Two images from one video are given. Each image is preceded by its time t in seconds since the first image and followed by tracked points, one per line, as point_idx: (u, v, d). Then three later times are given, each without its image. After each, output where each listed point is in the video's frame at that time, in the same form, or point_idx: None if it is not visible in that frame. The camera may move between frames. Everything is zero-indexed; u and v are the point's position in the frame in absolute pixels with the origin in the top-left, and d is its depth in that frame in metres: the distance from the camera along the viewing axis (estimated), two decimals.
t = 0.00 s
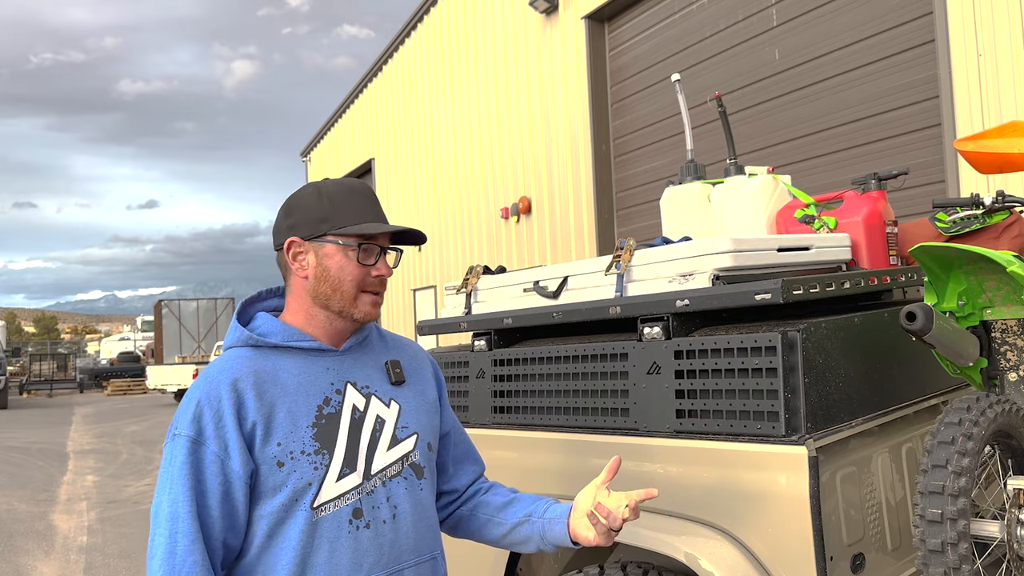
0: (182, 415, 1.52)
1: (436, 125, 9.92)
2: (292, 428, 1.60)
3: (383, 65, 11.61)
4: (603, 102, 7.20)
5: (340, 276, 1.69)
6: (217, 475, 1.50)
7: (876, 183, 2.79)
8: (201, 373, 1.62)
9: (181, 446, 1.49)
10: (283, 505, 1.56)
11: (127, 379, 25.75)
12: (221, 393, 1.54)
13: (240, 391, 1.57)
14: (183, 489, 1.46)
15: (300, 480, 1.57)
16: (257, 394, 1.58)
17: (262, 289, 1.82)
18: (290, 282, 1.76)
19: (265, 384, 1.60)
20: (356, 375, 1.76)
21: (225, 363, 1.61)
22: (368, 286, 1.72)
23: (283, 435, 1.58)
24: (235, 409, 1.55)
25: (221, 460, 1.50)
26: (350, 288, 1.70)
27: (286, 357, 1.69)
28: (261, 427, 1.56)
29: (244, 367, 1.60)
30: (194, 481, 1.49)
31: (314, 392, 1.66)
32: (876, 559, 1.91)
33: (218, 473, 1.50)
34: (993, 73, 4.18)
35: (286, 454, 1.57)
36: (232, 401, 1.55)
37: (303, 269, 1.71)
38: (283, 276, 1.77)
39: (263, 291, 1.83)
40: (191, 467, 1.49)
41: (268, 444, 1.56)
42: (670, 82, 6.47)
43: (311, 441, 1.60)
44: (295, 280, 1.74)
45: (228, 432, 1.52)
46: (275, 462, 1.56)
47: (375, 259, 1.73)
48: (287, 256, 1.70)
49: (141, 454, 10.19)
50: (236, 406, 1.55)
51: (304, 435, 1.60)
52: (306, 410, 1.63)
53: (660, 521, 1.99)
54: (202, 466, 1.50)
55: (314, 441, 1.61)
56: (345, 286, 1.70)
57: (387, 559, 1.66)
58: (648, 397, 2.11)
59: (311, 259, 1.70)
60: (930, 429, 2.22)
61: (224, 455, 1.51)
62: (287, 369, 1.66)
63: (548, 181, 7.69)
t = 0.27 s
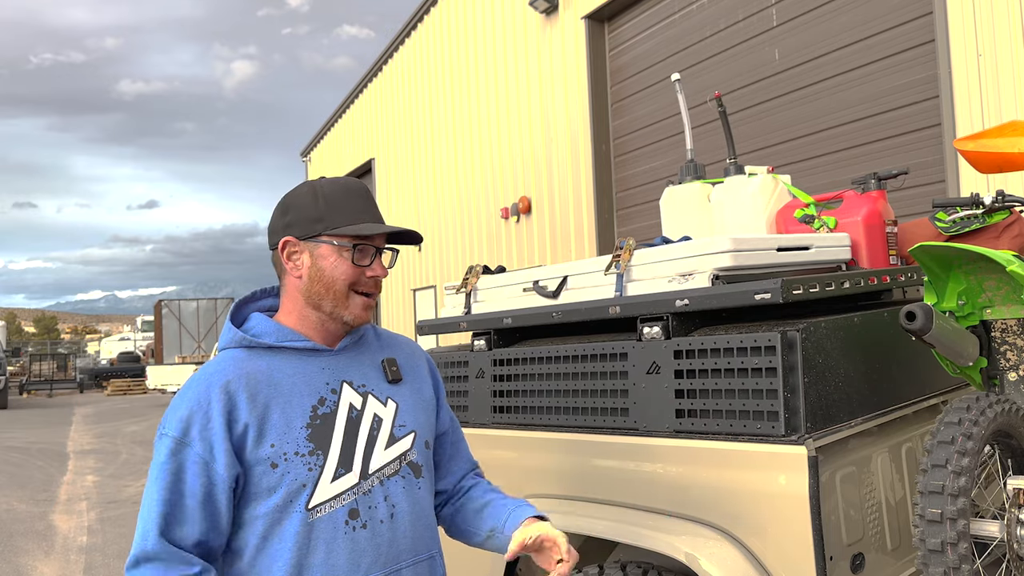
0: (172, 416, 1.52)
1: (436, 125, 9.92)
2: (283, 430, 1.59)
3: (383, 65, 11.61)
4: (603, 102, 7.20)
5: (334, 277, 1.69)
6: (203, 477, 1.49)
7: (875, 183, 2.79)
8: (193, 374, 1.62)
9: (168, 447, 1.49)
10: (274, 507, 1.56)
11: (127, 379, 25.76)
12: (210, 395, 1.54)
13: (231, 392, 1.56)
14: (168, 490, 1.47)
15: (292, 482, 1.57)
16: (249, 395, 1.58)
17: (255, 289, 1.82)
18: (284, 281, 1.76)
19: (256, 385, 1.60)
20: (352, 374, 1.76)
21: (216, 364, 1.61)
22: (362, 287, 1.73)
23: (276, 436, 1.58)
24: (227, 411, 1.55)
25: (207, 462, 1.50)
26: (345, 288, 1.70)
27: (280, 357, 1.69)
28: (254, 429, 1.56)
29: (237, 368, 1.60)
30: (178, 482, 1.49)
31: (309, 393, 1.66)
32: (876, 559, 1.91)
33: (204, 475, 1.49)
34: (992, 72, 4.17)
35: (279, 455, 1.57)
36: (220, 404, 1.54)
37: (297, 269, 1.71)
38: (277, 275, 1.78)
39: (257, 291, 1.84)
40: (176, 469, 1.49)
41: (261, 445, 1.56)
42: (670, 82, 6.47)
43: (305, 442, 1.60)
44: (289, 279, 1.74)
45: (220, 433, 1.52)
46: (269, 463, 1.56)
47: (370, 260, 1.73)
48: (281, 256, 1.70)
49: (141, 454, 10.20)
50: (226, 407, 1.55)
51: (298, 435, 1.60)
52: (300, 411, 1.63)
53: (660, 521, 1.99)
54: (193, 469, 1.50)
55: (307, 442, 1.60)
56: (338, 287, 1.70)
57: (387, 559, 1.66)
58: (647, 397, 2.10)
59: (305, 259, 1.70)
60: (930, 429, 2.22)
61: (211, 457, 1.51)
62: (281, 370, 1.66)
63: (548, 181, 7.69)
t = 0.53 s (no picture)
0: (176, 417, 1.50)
1: (436, 125, 9.92)
2: (287, 429, 1.60)
3: (383, 65, 11.61)
4: (603, 102, 7.20)
5: (331, 280, 1.69)
6: (216, 473, 1.48)
7: (876, 183, 2.79)
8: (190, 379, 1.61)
9: (178, 446, 1.47)
10: (280, 506, 1.56)
11: (127, 379, 25.76)
12: (215, 395, 1.54)
13: (234, 393, 1.56)
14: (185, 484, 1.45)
15: (296, 482, 1.57)
16: (251, 397, 1.58)
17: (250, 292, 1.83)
18: (281, 284, 1.77)
19: (258, 386, 1.61)
20: (349, 375, 1.76)
21: (216, 367, 1.60)
22: (359, 291, 1.72)
23: (279, 437, 1.58)
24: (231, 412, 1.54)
25: (220, 457, 1.49)
26: (341, 292, 1.70)
27: (277, 361, 1.69)
28: (258, 428, 1.56)
29: (238, 370, 1.60)
30: (193, 478, 1.46)
31: (309, 394, 1.67)
32: (876, 559, 1.92)
33: (217, 470, 1.48)
34: (993, 73, 4.18)
35: (282, 456, 1.57)
36: (227, 403, 1.54)
37: (294, 271, 1.71)
38: (275, 277, 1.78)
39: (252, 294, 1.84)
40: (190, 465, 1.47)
41: (264, 446, 1.56)
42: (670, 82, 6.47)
43: (307, 443, 1.60)
44: (287, 281, 1.74)
45: (225, 432, 1.51)
46: (272, 464, 1.56)
47: (368, 262, 1.72)
48: (279, 257, 1.70)
49: (141, 454, 10.20)
50: (231, 407, 1.55)
51: (299, 436, 1.60)
52: (301, 412, 1.63)
53: (660, 521, 1.99)
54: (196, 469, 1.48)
55: (309, 443, 1.61)
56: (335, 291, 1.70)
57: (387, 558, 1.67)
58: (647, 397, 2.11)
59: (302, 261, 1.70)
60: (930, 429, 2.22)
61: (223, 452, 1.50)
62: (279, 372, 1.67)
63: (548, 181, 7.70)
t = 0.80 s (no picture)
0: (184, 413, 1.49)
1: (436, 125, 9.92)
2: (290, 428, 1.60)
3: (383, 66, 11.62)
4: (603, 102, 7.20)
5: (324, 281, 1.69)
6: (227, 467, 1.46)
7: (877, 183, 2.79)
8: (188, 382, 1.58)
9: (187, 441, 1.45)
10: (285, 505, 1.56)
11: (127, 379, 25.78)
12: (220, 394, 1.53)
13: (238, 392, 1.55)
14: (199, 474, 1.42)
15: (301, 483, 1.57)
16: (256, 396, 1.57)
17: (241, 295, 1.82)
18: (274, 286, 1.76)
19: (259, 386, 1.60)
20: (347, 376, 1.77)
21: (215, 369, 1.59)
22: (353, 291, 1.72)
23: (283, 437, 1.58)
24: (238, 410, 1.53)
25: (230, 450, 1.48)
26: (335, 292, 1.70)
27: (276, 362, 1.69)
28: (264, 428, 1.56)
29: (239, 371, 1.60)
30: (207, 468, 1.44)
31: (309, 395, 1.67)
32: (877, 559, 1.92)
33: (228, 463, 1.47)
34: (993, 73, 4.18)
35: (287, 456, 1.57)
36: (232, 400, 1.53)
37: (286, 274, 1.71)
38: (268, 279, 1.78)
39: (244, 296, 1.84)
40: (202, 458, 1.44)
41: (270, 445, 1.56)
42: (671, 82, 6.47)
43: (311, 443, 1.60)
44: (279, 284, 1.74)
45: (234, 429, 1.50)
46: (277, 464, 1.55)
47: (359, 262, 1.72)
48: (269, 261, 1.70)
49: (141, 455, 10.20)
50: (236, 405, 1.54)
51: (303, 436, 1.60)
52: (303, 413, 1.63)
53: (660, 521, 1.99)
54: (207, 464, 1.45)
55: (313, 443, 1.61)
56: (329, 292, 1.70)
57: (385, 559, 1.68)
58: (648, 398, 2.11)
59: (294, 263, 1.70)
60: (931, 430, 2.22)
61: (233, 445, 1.49)
62: (278, 374, 1.67)
63: (548, 181, 7.70)
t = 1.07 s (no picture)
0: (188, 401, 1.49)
1: (436, 125, 9.93)
2: (285, 426, 1.61)
3: (383, 66, 11.62)
4: (603, 102, 7.21)
5: (309, 282, 1.69)
6: (233, 454, 1.46)
7: (877, 183, 2.79)
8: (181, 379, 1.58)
9: (192, 428, 1.45)
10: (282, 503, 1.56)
11: (127, 379, 25.79)
12: (220, 387, 1.54)
13: (234, 389, 1.56)
14: (209, 455, 1.42)
15: (296, 483, 1.57)
16: (252, 394, 1.57)
17: (228, 295, 1.82)
18: (260, 287, 1.76)
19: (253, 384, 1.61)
20: (336, 376, 1.77)
21: (210, 366, 1.59)
22: (340, 292, 1.73)
23: (279, 436, 1.58)
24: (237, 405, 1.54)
25: (235, 438, 1.48)
26: (322, 294, 1.70)
27: (266, 363, 1.69)
28: (261, 425, 1.56)
29: (233, 370, 1.60)
30: (217, 451, 1.44)
31: (301, 395, 1.67)
32: (878, 559, 1.92)
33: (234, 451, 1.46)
34: (993, 73, 4.18)
35: (282, 455, 1.57)
36: (232, 393, 1.54)
37: (271, 276, 1.71)
38: (254, 280, 1.77)
39: (230, 297, 1.83)
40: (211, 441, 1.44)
41: (267, 443, 1.56)
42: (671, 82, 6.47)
43: (305, 443, 1.61)
44: (266, 286, 1.74)
45: (235, 420, 1.51)
46: (274, 462, 1.56)
47: (345, 263, 1.72)
48: (255, 262, 1.70)
49: (141, 455, 10.21)
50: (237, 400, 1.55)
51: (297, 436, 1.61)
52: (296, 413, 1.64)
53: (661, 521, 1.99)
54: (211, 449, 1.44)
55: (307, 443, 1.61)
56: (315, 294, 1.70)
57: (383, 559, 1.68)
58: (649, 398, 2.11)
59: (279, 265, 1.70)
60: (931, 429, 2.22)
61: (237, 433, 1.50)
62: (269, 374, 1.67)
63: (548, 181, 7.70)
